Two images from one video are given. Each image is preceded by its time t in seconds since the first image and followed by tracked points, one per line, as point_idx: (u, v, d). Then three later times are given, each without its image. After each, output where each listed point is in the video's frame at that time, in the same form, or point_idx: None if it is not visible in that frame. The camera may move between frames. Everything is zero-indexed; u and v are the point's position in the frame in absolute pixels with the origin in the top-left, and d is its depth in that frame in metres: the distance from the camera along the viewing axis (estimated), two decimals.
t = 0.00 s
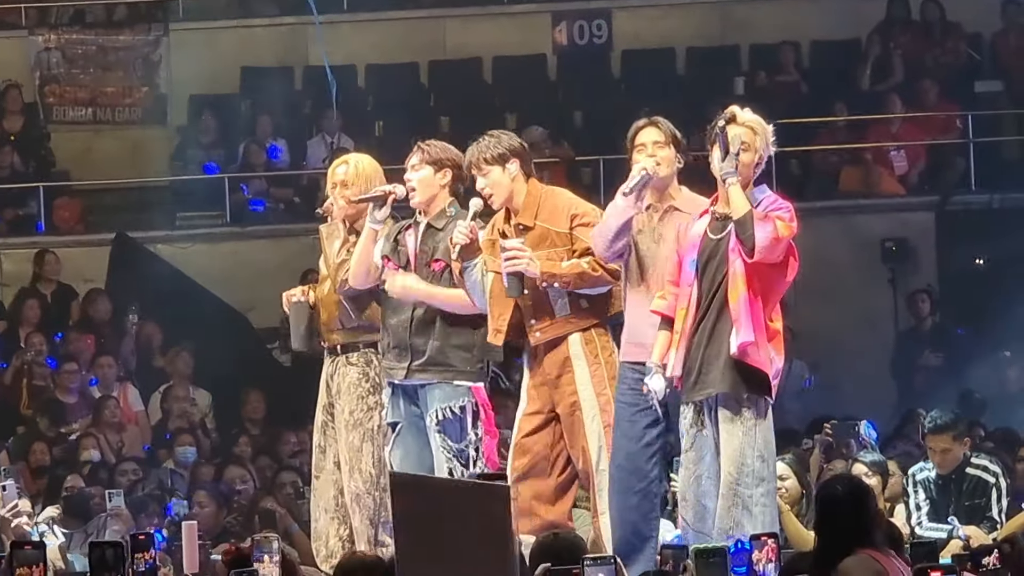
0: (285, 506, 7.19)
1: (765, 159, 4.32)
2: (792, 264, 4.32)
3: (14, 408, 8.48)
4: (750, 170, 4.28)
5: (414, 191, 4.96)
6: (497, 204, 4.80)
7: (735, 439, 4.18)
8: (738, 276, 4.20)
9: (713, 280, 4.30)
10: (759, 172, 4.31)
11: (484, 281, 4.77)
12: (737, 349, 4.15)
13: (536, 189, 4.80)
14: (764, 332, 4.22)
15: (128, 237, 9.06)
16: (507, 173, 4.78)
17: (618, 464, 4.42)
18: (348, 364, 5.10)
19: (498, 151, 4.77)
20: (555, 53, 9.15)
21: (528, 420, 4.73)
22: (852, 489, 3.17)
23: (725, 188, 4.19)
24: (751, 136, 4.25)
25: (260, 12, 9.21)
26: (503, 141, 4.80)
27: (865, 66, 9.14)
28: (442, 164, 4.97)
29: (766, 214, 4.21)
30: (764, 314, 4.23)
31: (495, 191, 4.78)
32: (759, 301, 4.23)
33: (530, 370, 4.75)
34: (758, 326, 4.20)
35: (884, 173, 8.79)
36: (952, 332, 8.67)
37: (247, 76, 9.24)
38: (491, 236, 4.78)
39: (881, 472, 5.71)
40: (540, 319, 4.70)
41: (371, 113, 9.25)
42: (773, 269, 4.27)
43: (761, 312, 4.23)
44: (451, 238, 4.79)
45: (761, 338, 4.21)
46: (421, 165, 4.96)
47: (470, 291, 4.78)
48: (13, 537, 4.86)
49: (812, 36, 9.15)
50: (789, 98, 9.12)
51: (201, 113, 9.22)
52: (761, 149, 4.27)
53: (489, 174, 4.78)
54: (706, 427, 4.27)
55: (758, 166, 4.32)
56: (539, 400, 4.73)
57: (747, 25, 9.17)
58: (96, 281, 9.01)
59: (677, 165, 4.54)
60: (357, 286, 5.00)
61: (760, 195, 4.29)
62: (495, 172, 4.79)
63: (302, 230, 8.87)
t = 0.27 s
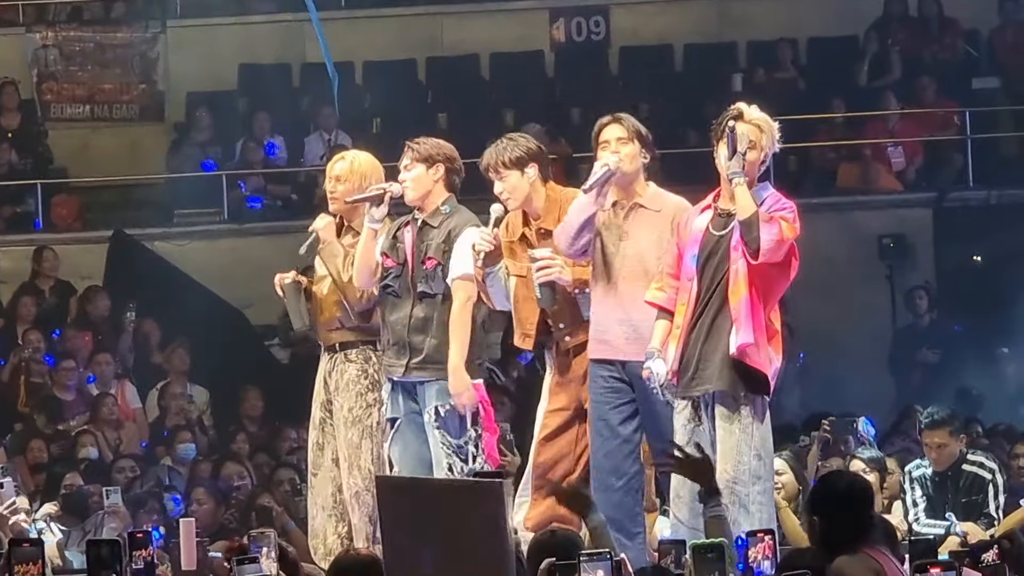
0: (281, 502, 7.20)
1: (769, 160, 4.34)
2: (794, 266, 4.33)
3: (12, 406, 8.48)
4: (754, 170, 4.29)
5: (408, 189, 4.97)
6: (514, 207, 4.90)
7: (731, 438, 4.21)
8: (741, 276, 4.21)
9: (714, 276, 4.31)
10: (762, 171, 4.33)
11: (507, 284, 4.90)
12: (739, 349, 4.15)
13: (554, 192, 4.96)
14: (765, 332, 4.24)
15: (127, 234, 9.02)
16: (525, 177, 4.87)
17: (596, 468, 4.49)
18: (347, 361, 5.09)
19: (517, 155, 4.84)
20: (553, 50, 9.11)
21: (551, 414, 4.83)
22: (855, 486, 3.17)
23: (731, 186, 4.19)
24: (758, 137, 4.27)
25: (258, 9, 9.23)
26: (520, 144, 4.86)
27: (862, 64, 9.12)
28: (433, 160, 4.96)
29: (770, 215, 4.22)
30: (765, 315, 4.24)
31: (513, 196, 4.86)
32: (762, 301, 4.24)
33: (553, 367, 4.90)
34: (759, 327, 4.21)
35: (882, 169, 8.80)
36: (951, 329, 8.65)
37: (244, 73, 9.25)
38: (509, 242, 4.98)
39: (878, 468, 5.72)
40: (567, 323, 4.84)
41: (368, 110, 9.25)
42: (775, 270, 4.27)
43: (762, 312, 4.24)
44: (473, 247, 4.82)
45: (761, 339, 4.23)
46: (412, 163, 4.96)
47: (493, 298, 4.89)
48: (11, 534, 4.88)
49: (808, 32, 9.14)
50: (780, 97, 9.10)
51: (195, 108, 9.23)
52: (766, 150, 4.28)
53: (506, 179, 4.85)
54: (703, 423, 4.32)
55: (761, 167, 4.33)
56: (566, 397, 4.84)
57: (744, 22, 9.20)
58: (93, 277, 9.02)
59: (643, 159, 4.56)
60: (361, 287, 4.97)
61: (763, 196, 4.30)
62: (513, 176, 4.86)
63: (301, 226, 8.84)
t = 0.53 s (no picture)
0: (281, 500, 7.21)
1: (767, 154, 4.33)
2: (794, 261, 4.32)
3: (9, 404, 8.45)
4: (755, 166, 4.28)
5: (401, 187, 4.97)
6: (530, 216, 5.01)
7: (733, 433, 4.21)
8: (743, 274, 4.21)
9: (713, 274, 4.30)
10: (762, 166, 4.32)
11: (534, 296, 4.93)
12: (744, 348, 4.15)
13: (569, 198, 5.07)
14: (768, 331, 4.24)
15: (125, 230, 9.03)
16: (539, 185, 4.99)
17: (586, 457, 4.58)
18: (343, 358, 5.10)
19: (527, 164, 4.96)
20: (551, 46, 9.12)
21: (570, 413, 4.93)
22: (828, 488, 3.18)
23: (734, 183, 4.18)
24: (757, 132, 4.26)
25: (257, 6, 9.22)
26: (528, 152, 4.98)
27: (860, 60, 9.14)
28: (424, 157, 4.96)
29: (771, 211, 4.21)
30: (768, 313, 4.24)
31: (529, 206, 4.99)
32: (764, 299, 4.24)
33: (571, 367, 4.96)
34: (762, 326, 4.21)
35: (879, 164, 8.76)
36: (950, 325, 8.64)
37: (243, 69, 9.26)
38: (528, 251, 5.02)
39: (878, 464, 5.72)
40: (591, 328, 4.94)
41: (365, 107, 9.23)
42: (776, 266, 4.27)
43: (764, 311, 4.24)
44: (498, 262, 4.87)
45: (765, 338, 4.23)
46: (404, 162, 4.97)
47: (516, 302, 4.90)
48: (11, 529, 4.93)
49: (807, 28, 9.12)
50: (778, 91, 9.11)
51: (192, 105, 9.23)
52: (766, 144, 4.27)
53: (520, 189, 4.98)
54: (698, 419, 4.26)
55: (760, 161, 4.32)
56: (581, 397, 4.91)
57: (742, 17, 9.17)
58: (93, 274, 9.03)
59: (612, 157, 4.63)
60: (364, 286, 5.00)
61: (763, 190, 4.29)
62: (527, 186, 4.99)
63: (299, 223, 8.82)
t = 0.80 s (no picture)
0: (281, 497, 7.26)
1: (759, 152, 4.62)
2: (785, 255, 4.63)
3: (9, 401, 8.61)
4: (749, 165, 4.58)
5: (403, 185, 5.00)
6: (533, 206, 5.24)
7: (735, 432, 4.46)
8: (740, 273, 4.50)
9: (710, 271, 4.59)
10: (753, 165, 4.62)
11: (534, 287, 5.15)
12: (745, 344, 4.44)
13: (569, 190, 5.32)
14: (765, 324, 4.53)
15: (126, 230, 9.04)
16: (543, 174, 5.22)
17: (591, 454, 4.90)
18: (344, 356, 5.11)
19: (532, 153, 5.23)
20: (550, 44, 9.10)
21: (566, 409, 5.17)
22: (824, 490, 3.18)
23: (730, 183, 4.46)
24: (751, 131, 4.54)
25: (258, 3, 9.17)
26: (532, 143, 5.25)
27: (860, 57, 9.12)
28: (427, 156, 4.98)
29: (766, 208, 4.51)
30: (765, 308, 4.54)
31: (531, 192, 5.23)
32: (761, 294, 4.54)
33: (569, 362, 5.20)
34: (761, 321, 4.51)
35: (880, 162, 8.82)
36: (950, 322, 8.66)
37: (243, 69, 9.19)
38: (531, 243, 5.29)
39: (878, 462, 5.73)
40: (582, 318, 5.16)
41: (364, 106, 9.24)
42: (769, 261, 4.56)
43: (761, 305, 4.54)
44: (501, 243, 4.97)
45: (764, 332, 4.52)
46: (406, 160, 4.99)
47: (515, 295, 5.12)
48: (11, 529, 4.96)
49: (807, 26, 9.11)
50: (778, 88, 9.08)
51: (192, 104, 9.18)
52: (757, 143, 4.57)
53: (524, 175, 5.23)
54: (695, 416, 4.55)
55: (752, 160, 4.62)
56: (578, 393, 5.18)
57: (743, 15, 9.13)
58: (93, 273, 9.03)
59: (585, 164, 4.96)
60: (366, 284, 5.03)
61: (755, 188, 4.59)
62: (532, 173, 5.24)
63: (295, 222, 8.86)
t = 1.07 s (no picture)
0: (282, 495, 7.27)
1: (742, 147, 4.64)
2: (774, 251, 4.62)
3: (11, 400, 8.65)
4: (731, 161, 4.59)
5: (410, 184, 5.12)
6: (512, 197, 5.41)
7: (727, 429, 4.48)
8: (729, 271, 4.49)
9: (699, 270, 4.59)
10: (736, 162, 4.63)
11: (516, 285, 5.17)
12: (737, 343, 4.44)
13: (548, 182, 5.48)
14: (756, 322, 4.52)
15: (128, 229, 9.06)
16: (525, 164, 5.38)
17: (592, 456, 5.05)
18: (344, 355, 5.20)
19: (517, 144, 5.35)
20: (550, 42, 9.05)
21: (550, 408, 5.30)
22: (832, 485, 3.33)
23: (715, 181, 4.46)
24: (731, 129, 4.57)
25: (258, 2, 9.13)
26: (516, 133, 5.37)
27: (860, 54, 9.13)
28: (438, 155, 5.11)
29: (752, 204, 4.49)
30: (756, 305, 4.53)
31: (514, 181, 5.36)
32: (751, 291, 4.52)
33: (547, 359, 5.33)
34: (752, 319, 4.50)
35: (880, 160, 8.83)
36: (949, 318, 8.70)
37: (243, 67, 9.17)
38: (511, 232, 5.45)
39: (879, 460, 5.70)
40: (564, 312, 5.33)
41: (365, 104, 9.23)
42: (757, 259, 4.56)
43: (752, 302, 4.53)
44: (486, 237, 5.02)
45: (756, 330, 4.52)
46: (416, 157, 5.10)
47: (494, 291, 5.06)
48: (12, 529, 4.86)
49: (808, 24, 9.12)
50: (780, 86, 9.09)
51: (191, 103, 9.16)
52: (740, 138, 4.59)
53: (506, 164, 5.35)
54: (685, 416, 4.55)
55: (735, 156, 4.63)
56: (561, 390, 5.31)
57: (742, 13, 9.11)
58: (93, 273, 9.06)
59: (588, 163, 5.14)
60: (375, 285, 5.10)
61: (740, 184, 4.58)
62: (514, 163, 5.36)
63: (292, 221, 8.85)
